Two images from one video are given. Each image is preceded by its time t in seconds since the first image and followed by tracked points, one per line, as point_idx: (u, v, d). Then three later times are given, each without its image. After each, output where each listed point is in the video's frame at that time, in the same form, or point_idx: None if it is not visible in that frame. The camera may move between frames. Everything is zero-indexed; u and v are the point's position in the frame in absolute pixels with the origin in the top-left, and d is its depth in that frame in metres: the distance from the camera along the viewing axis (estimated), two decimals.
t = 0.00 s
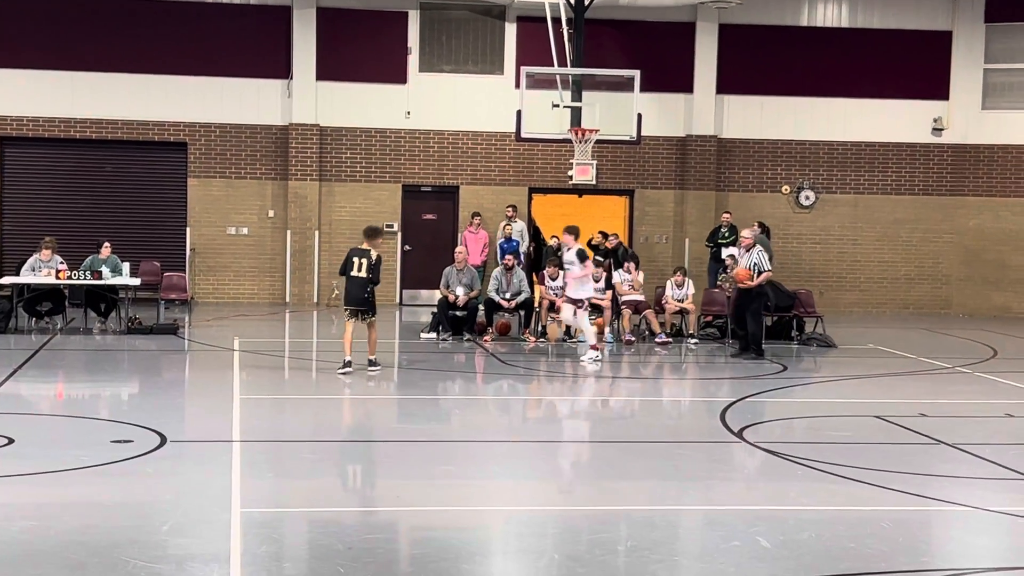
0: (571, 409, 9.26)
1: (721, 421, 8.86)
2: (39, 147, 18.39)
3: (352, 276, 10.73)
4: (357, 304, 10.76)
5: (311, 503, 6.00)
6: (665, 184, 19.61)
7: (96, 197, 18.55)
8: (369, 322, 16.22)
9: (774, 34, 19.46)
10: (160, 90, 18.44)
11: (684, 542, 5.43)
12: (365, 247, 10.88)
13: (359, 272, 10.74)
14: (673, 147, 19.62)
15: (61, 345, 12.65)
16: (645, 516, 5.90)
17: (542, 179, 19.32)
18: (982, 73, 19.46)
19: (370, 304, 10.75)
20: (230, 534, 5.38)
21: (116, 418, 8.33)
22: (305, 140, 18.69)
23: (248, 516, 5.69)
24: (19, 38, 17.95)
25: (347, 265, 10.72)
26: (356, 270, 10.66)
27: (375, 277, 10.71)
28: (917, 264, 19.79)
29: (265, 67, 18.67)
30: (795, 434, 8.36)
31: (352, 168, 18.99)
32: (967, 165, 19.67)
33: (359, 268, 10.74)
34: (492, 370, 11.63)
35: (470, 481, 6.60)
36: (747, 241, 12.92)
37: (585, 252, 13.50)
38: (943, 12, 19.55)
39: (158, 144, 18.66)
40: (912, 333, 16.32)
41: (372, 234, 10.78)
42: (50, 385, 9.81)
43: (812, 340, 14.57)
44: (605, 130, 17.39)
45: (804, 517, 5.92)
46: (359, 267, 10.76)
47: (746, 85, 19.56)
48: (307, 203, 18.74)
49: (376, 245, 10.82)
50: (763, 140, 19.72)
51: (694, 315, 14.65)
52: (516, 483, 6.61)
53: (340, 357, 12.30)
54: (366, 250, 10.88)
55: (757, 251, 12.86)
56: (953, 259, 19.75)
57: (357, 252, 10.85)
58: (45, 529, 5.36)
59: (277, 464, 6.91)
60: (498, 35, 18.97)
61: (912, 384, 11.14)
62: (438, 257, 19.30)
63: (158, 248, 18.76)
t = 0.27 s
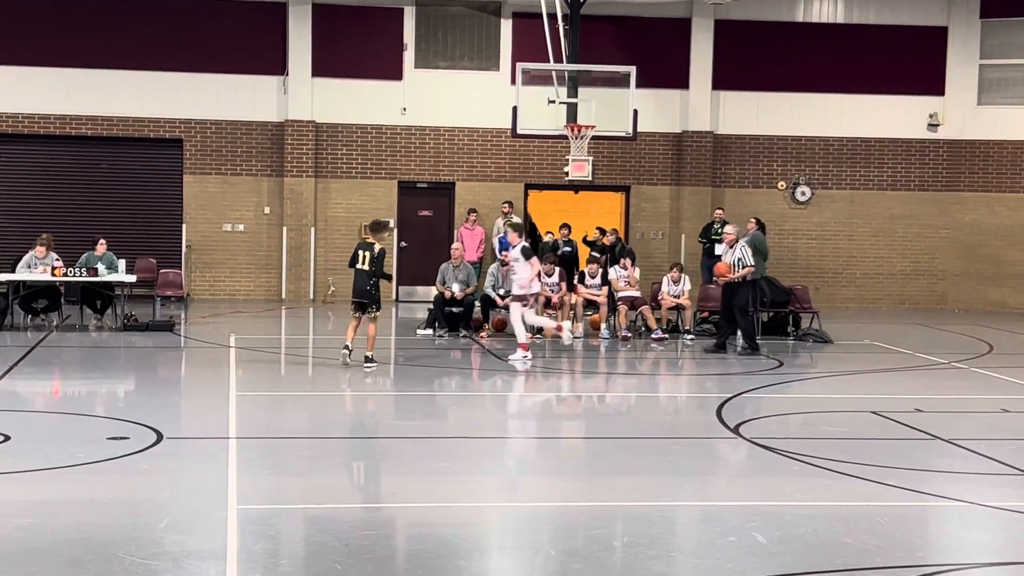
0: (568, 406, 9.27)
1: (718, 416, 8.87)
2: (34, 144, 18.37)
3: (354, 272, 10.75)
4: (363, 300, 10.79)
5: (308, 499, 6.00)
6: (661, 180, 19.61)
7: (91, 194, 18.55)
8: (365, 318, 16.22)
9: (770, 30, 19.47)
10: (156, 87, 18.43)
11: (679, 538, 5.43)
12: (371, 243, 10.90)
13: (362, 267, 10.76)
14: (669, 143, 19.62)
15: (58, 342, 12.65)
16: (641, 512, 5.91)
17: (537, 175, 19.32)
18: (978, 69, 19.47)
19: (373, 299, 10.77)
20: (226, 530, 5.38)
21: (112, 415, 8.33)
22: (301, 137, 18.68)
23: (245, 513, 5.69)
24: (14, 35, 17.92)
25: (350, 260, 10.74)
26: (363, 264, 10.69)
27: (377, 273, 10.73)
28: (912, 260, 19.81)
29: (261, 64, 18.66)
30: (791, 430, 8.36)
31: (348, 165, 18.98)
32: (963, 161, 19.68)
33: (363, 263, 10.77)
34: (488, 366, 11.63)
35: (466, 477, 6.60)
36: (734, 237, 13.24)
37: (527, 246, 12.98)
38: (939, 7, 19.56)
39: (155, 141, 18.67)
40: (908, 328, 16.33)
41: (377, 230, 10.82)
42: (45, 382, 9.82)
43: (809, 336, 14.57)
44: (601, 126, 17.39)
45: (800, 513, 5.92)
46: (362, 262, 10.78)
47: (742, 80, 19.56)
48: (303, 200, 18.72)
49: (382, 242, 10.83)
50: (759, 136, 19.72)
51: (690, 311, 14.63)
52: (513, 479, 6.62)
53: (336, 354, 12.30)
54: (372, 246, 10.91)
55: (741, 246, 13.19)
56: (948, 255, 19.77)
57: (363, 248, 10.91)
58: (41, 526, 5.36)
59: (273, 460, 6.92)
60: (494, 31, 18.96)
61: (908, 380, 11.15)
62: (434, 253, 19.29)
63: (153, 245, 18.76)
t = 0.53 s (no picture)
0: (565, 402, 9.27)
1: (714, 413, 8.87)
2: (31, 141, 18.36)
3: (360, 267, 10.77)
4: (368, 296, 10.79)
5: (305, 496, 6.00)
6: (658, 176, 19.61)
7: (88, 190, 18.54)
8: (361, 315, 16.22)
9: (766, 26, 19.47)
10: (151, 84, 18.41)
11: (676, 534, 5.43)
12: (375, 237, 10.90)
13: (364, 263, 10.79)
14: (665, 139, 19.62)
15: (54, 339, 12.64)
16: (638, 508, 5.91)
17: (534, 171, 19.32)
18: (974, 66, 19.47)
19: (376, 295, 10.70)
20: (223, 528, 5.38)
21: (108, 412, 8.33)
22: (297, 134, 18.67)
23: (242, 510, 5.69)
24: (10, 32, 17.90)
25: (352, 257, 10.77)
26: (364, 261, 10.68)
27: (377, 269, 10.72)
28: (909, 255, 19.82)
29: (258, 61, 18.65)
30: (788, 426, 8.37)
31: (344, 162, 18.97)
32: (959, 157, 19.69)
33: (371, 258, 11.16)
34: (484, 362, 11.63)
35: (463, 474, 6.61)
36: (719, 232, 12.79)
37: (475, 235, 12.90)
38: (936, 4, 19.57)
39: (150, 138, 18.65)
40: (904, 324, 16.34)
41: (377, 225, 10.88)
42: (41, 379, 9.81)
43: (805, 332, 14.57)
44: (597, 123, 17.51)
45: (797, 509, 5.93)
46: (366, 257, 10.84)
47: (739, 77, 19.56)
48: (300, 197, 18.71)
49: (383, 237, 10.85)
50: (756, 132, 19.73)
51: (687, 308, 14.62)
52: (510, 476, 6.62)
53: (332, 351, 12.30)
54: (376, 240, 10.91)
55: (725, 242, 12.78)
56: (945, 251, 19.79)
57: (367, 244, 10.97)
58: (38, 523, 5.36)
59: (269, 457, 6.92)
60: (490, 28, 18.95)
61: (904, 376, 11.16)
62: (431, 250, 19.29)
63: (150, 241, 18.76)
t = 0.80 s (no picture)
0: (562, 397, 9.29)
1: (711, 408, 8.88)
2: (26, 137, 18.33)
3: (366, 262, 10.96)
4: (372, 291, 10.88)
5: (302, 492, 6.00)
6: (654, 171, 19.62)
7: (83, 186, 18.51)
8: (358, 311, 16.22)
9: (762, 21, 19.47)
10: (146, 80, 18.40)
11: (674, 530, 5.44)
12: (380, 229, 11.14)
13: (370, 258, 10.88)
14: (661, 135, 19.62)
15: (50, 336, 12.63)
16: (634, 503, 5.92)
17: (530, 167, 19.31)
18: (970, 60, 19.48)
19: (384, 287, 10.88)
20: (220, 524, 5.38)
21: (105, 408, 8.34)
22: (293, 129, 18.66)
23: (239, 506, 5.69)
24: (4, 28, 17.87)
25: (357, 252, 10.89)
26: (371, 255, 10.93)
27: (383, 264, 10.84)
28: (905, 250, 19.84)
29: (254, 56, 18.63)
30: (784, 421, 8.38)
31: (340, 157, 18.96)
32: (955, 152, 19.70)
33: (374, 253, 11.62)
34: (480, 358, 11.63)
35: (461, 470, 6.61)
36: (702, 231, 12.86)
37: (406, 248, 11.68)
38: None
39: (145, 133, 18.63)
40: (900, 319, 16.36)
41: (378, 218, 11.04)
42: (38, 375, 9.83)
43: (802, 327, 14.57)
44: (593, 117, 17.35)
45: (793, 504, 5.93)
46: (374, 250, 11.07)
47: (735, 72, 19.56)
48: (296, 192, 18.70)
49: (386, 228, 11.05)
50: (752, 127, 19.73)
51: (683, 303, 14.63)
52: (507, 471, 6.63)
53: (328, 346, 12.30)
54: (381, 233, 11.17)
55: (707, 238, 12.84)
56: (941, 245, 19.81)
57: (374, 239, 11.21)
58: (34, 520, 5.36)
59: (266, 453, 6.92)
60: (486, 23, 18.93)
61: (899, 371, 11.18)
62: (427, 245, 19.28)
63: (146, 237, 18.73)
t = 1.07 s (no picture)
0: (559, 394, 9.28)
1: (709, 405, 8.88)
2: (23, 133, 18.31)
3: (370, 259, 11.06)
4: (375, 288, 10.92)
5: (300, 489, 6.00)
6: (651, 168, 19.61)
7: (80, 183, 18.50)
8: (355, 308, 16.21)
9: (759, 17, 19.47)
10: (143, 76, 18.37)
11: (671, 526, 5.43)
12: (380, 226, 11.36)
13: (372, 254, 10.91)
14: (659, 131, 19.61)
15: (47, 333, 12.62)
16: (632, 500, 5.92)
17: (527, 163, 19.31)
18: (967, 56, 19.48)
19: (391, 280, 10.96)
20: (218, 520, 5.38)
21: (103, 405, 8.32)
22: (290, 126, 18.65)
23: (236, 502, 5.69)
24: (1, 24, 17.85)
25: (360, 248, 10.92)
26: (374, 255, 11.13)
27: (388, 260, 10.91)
28: (903, 246, 19.84)
29: (251, 53, 18.62)
30: (782, 417, 8.37)
31: (337, 154, 18.96)
32: (952, 148, 19.71)
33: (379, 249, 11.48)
34: (478, 355, 11.62)
35: (458, 467, 6.59)
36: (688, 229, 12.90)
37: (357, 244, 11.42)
38: None
39: (142, 130, 18.61)
40: (897, 316, 16.36)
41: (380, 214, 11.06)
42: (35, 373, 9.80)
43: (799, 323, 14.57)
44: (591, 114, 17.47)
45: (791, 500, 5.93)
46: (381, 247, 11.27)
47: (732, 68, 19.56)
48: (293, 189, 18.70)
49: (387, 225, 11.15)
50: (749, 123, 19.72)
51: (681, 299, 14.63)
52: (505, 468, 6.61)
53: (325, 343, 12.29)
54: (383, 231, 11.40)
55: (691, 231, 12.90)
56: (938, 242, 19.81)
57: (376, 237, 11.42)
58: (31, 517, 5.35)
59: (263, 450, 6.90)
60: (483, 20, 18.93)
61: (897, 367, 11.18)
62: (424, 241, 19.28)
63: (143, 234, 18.71)
